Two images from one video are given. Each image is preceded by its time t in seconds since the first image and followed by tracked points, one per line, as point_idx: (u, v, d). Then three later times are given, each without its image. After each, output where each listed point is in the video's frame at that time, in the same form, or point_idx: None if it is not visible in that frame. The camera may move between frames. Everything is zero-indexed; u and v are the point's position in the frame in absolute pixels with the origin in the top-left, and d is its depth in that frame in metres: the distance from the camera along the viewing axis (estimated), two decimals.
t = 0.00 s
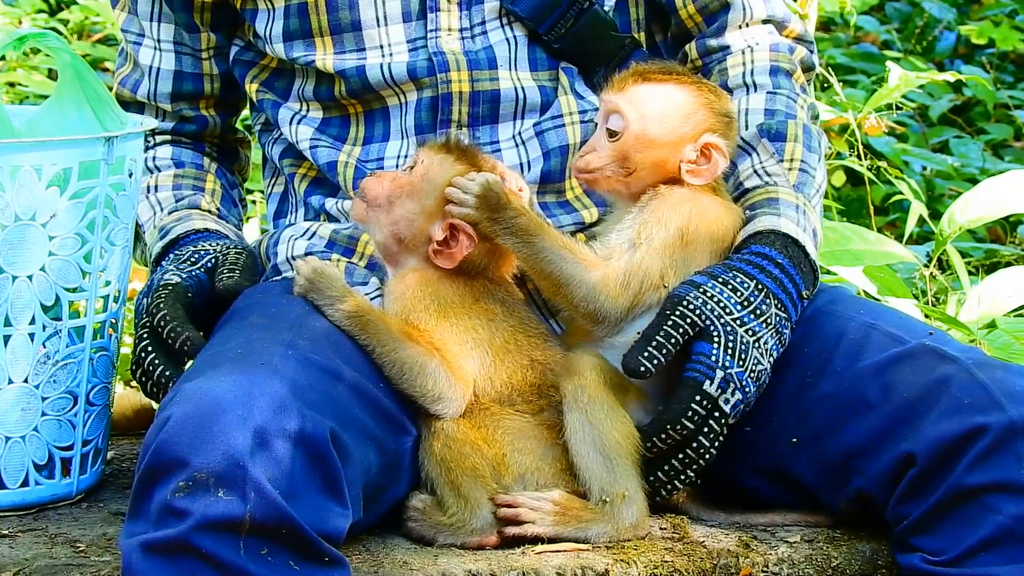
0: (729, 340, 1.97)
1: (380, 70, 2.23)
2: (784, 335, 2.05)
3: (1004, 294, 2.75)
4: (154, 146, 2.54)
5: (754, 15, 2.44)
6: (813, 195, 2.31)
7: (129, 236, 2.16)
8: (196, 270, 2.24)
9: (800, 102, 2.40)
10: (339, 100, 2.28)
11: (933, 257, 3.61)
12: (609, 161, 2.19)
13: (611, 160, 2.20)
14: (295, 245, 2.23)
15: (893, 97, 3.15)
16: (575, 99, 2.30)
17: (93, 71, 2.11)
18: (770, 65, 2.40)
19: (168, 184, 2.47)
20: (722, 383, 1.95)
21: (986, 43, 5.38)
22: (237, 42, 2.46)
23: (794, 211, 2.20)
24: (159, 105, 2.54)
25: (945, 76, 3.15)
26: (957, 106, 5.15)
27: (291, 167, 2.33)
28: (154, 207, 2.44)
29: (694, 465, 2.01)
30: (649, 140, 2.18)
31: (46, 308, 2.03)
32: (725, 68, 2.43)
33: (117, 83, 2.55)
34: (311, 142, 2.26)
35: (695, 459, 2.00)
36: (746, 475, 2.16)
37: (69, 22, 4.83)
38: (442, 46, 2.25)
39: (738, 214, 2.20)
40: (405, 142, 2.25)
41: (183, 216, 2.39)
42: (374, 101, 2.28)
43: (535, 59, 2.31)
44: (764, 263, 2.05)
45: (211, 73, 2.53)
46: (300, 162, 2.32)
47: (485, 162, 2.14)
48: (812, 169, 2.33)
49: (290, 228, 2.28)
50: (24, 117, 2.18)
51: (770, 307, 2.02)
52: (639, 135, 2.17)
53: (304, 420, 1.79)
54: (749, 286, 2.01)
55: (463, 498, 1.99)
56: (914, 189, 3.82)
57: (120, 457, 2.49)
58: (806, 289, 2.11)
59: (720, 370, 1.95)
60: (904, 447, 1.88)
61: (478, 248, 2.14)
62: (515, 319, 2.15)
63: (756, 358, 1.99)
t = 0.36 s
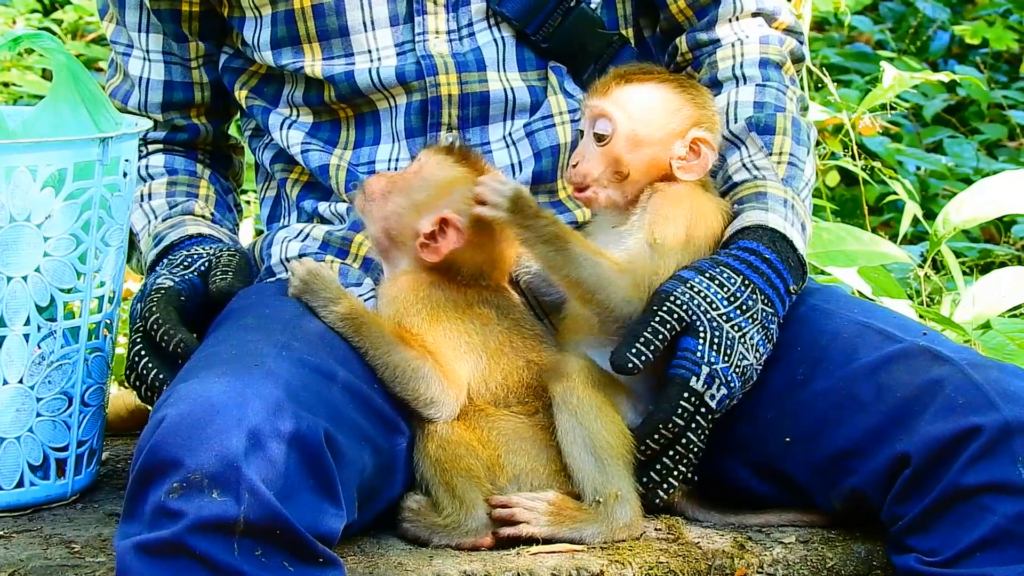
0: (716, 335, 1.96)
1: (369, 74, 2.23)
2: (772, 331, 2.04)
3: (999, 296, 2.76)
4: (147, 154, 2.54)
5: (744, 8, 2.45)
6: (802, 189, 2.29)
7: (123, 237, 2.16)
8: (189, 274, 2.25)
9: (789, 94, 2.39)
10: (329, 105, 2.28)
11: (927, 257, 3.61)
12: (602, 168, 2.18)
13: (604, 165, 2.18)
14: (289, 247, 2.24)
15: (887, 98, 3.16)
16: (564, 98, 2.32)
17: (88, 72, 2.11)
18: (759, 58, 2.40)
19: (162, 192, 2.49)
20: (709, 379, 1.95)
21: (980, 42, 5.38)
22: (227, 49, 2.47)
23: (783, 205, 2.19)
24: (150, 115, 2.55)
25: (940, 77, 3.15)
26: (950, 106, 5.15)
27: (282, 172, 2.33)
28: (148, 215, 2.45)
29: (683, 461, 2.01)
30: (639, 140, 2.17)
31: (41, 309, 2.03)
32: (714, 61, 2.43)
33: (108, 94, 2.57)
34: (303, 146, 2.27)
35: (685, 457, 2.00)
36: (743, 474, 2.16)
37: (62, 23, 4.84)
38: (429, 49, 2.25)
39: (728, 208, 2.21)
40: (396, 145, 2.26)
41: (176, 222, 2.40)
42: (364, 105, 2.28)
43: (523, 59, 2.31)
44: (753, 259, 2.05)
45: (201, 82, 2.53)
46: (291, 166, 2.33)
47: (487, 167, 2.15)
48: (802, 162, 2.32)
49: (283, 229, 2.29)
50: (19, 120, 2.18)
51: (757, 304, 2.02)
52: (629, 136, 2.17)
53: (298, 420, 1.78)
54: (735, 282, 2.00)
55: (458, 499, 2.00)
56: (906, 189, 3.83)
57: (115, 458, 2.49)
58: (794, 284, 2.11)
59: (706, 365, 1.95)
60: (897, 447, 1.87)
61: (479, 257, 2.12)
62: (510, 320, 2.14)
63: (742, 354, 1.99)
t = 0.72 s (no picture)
0: (732, 321, 1.98)
1: (363, 80, 2.24)
2: (780, 327, 2.06)
3: (999, 296, 2.76)
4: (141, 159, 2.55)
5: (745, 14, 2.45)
6: (808, 190, 2.31)
7: (123, 241, 2.17)
8: (188, 279, 2.25)
9: (792, 97, 2.41)
10: (325, 110, 2.28)
11: (925, 258, 3.62)
12: (607, 167, 2.17)
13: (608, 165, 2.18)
14: (288, 251, 2.24)
15: (886, 100, 3.15)
16: (559, 100, 2.32)
17: (87, 76, 2.11)
18: (763, 60, 2.41)
19: (157, 196, 2.48)
20: (718, 366, 1.97)
21: (977, 43, 5.38)
22: (221, 54, 2.47)
23: (792, 204, 2.20)
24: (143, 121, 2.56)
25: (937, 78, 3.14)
26: (948, 107, 5.15)
27: (279, 178, 2.34)
28: (144, 220, 2.46)
29: (689, 449, 2.01)
30: (645, 138, 2.18)
31: (41, 313, 2.04)
32: (716, 65, 2.43)
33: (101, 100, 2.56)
34: (299, 151, 2.27)
35: (690, 445, 2.01)
36: (745, 475, 2.16)
37: (60, 28, 4.84)
38: (423, 55, 2.26)
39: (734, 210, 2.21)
40: (392, 148, 2.27)
41: (173, 227, 2.40)
42: (360, 110, 2.28)
43: (516, 65, 2.33)
44: (768, 254, 2.07)
45: (194, 88, 2.54)
46: (288, 172, 2.34)
47: (479, 166, 2.16)
48: (807, 166, 2.34)
49: (282, 234, 2.29)
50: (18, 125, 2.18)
51: (770, 297, 2.04)
52: (634, 135, 2.18)
53: (298, 423, 1.78)
54: (750, 272, 2.02)
55: (458, 502, 1.99)
56: (904, 190, 3.84)
57: (116, 462, 2.50)
58: (803, 283, 2.12)
59: (716, 350, 1.96)
60: (897, 448, 1.88)
61: (466, 260, 2.12)
62: (509, 323, 2.14)
63: (751, 346, 2.00)
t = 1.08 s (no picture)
0: (749, 281, 1.99)
1: (364, 85, 2.24)
2: (792, 296, 2.09)
3: (999, 299, 2.76)
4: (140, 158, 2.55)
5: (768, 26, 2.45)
6: (822, 177, 2.31)
7: (125, 245, 2.17)
8: (189, 282, 2.26)
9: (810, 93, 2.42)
10: (324, 114, 2.28)
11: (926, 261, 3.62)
12: (604, 166, 2.17)
13: (606, 166, 2.18)
14: (288, 255, 2.25)
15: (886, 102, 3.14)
16: (564, 108, 2.31)
17: (88, 80, 2.10)
18: (781, 58, 2.43)
19: (157, 197, 2.48)
20: (740, 325, 1.97)
21: (977, 46, 5.39)
22: (220, 55, 2.47)
23: (806, 185, 2.21)
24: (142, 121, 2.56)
25: (940, 80, 3.12)
26: (949, 109, 5.15)
27: (278, 182, 2.34)
28: (144, 221, 2.46)
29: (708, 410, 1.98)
30: (645, 142, 2.16)
31: (42, 317, 2.04)
32: (734, 63, 2.43)
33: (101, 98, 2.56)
34: (299, 155, 2.27)
35: (711, 406, 1.98)
36: (747, 479, 2.16)
37: (60, 32, 4.84)
38: (423, 62, 2.27)
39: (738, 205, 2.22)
40: (392, 154, 2.26)
41: (174, 229, 2.40)
42: (360, 115, 2.28)
43: (518, 72, 2.33)
44: (781, 224, 2.10)
45: (193, 88, 2.54)
46: (287, 177, 2.34)
47: (483, 174, 2.12)
48: (822, 155, 2.34)
49: (282, 238, 2.30)
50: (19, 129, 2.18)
51: (783, 265, 2.06)
52: (634, 138, 2.17)
53: (299, 428, 1.78)
54: (765, 238, 2.05)
55: (459, 506, 1.99)
56: (904, 194, 3.83)
57: (116, 466, 2.50)
58: (814, 256, 2.17)
59: (738, 308, 1.97)
60: (898, 452, 1.88)
61: (464, 269, 2.08)
62: (509, 327, 2.14)
63: (767, 308, 2.02)
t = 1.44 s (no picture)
0: (775, 225, 2.02)
1: (366, 82, 2.24)
2: (819, 241, 2.12)
3: (995, 296, 2.75)
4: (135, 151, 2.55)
5: (780, 19, 2.46)
6: (840, 133, 2.33)
7: (121, 242, 2.17)
8: (188, 279, 2.26)
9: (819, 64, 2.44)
10: (324, 110, 2.28)
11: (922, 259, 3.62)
12: (592, 171, 2.18)
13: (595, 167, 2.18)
14: (286, 252, 2.25)
15: (882, 98, 3.14)
16: (564, 109, 2.32)
17: (84, 78, 2.10)
18: (788, 39, 2.46)
19: (152, 189, 2.50)
20: (765, 268, 1.99)
21: (974, 44, 5.39)
22: (220, 50, 2.46)
23: (823, 139, 2.24)
24: (139, 114, 2.55)
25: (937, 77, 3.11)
26: (945, 107, 5.15)
27: (276, 179, 2.34)
28: (140, 214, 2.46)
29: (732, 351, 2.02)
30: (630, 146, 2.15)
31: (38, 315, 2.04)
32: (745, 48, 2.45)
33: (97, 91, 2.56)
34: (297, 151, 2.27)
35: (735, 347, 2.02)
36: (743, 477, 2.15)
37: (57, 29, 4.84)
38: (427, 61, 2.26)
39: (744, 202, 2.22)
40: (391, 151, 2.26)
41: (171, 224, 2.40)
42: (360, 111, 2.28)
43: (520, 71, 2.32)
44: (802, 172, 2.15)
45: (191, 82, 2.54)
46: (285, 173, 2.33)
47: (479, 159, 2.15)
48: (836, 113, 2.36)
49: (280, 234, 2.29)
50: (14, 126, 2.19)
51: (809, 211, 2.10)
52: (620, 141, 2.16)
53: (296, 425, 1.78)
54: (786, 185, 2.10)
55: (456, 503, 2.00)
56: (900, 191, 3.83)
57: (112, 464, 2.50)
58: (838, 200, 2.21)
59: (762, 253, 1.99)
60: (895, 449, 1.88)
61: (473, 254, 2.10)
62: (507, 320, 2.15)
63: (795, 252, 2.04)
